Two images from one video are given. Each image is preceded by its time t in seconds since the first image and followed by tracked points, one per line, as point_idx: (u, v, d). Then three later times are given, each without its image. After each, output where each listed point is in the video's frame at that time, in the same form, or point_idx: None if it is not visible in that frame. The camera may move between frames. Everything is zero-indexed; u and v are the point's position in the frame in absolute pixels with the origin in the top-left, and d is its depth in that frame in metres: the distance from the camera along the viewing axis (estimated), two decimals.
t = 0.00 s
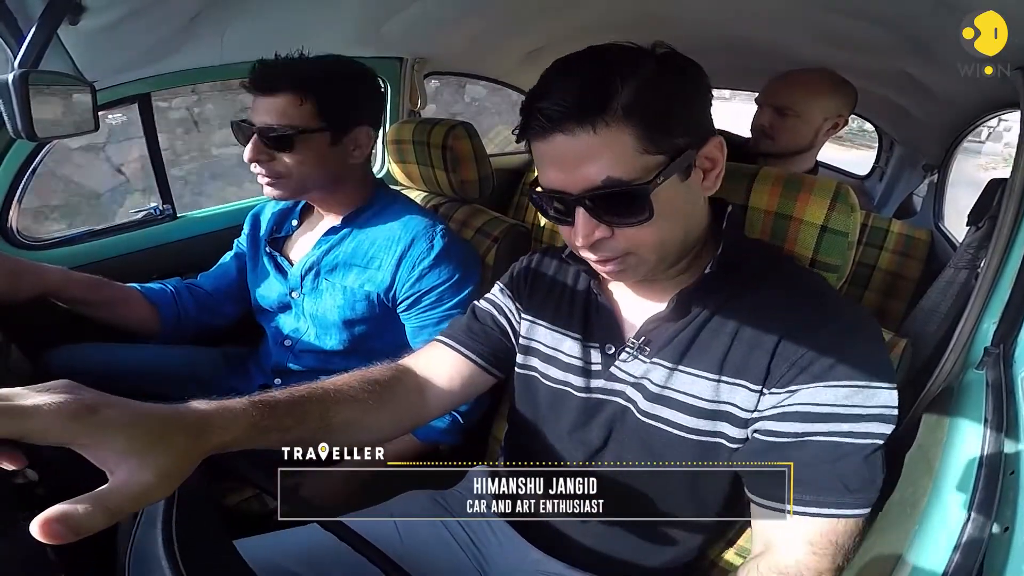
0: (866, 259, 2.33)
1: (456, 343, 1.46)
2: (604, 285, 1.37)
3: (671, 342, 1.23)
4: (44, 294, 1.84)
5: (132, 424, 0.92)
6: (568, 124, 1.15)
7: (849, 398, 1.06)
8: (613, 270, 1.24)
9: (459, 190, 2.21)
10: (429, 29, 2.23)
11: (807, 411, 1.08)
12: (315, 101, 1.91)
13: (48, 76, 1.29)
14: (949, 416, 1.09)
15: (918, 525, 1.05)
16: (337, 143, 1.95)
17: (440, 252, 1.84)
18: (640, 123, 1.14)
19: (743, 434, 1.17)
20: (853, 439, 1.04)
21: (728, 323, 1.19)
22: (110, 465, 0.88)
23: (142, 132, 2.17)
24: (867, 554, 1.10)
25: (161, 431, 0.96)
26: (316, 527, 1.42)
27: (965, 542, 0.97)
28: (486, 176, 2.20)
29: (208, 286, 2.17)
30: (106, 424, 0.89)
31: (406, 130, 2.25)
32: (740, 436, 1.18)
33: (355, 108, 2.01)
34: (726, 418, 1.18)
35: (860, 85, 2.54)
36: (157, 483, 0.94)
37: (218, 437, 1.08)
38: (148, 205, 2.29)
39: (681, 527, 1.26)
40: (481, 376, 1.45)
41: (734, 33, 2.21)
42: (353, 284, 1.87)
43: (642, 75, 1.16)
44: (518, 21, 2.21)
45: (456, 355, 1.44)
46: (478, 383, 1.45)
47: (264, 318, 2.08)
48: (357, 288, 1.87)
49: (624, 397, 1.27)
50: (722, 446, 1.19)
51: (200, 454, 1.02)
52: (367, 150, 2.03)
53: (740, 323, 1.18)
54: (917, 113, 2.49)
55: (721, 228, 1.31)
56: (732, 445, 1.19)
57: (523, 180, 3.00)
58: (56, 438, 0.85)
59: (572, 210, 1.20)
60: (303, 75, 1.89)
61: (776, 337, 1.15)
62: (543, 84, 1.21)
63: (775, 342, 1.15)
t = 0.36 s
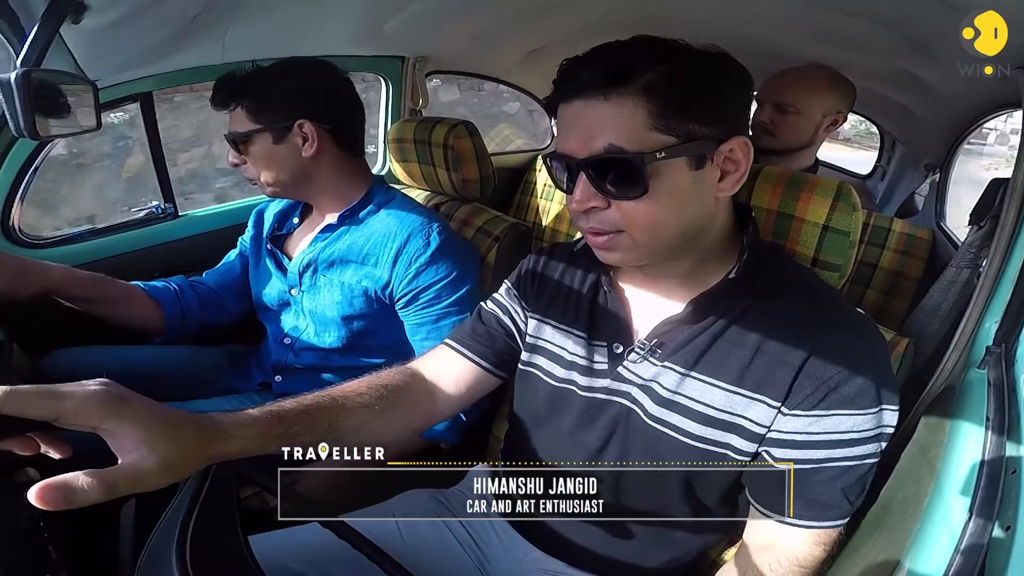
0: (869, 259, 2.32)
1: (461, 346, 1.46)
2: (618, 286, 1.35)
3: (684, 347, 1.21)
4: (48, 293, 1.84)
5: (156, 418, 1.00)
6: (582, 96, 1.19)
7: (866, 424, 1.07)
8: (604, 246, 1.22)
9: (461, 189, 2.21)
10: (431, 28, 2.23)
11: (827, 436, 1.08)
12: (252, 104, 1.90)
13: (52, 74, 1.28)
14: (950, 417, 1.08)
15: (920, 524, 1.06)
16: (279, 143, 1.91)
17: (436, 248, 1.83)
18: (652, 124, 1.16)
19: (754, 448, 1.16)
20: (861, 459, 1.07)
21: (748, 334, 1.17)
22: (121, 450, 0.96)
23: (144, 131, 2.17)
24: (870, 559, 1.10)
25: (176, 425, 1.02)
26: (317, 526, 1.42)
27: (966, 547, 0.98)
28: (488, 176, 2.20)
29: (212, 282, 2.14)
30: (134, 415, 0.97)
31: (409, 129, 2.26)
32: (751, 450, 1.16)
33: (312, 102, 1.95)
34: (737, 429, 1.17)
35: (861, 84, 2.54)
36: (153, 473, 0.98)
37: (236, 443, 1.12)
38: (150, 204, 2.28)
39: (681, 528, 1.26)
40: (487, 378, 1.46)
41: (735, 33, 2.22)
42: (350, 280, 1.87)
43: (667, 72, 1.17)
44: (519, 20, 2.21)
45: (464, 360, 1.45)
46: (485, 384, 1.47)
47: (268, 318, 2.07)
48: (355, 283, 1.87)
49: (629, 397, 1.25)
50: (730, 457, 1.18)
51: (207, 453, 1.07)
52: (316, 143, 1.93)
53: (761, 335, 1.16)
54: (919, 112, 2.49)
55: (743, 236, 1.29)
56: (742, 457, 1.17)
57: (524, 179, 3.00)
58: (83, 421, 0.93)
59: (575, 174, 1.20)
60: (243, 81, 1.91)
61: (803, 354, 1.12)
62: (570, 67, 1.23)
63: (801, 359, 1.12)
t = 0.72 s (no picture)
0: (870, 260, 2.34)
1: (466, 347, 1.47)
2: (626, 288, 1.34)
3: (690, 350, 1.21)
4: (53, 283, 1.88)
5: (168, 426, 1.04)
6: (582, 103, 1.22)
7: (871, 433, 1.07)
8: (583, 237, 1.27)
9: (462, 190, 2.20)
10: (434, 29, 2.23)
11: (833, 445, 1.09)
12: (256, 101, 1.89)
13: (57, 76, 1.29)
14: (952, 420, 1.08)
15: (923, 525, 1.05)
16: (286, 138, 1.90)
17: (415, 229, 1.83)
18: (656, 127, 1.17)
19: (757, 454, 1.16)
20: (866, 466, 1.08)
21: (755, 341, 1.17)
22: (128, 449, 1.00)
23: (146, 132, 2.17)
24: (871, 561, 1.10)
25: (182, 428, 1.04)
26: (321, 527, 1.43)
27: (969, 549, 0.97)
28: (489, 176, 2.20)
29: (216, 269, 2.16)
30: (144, 418, 1.01)
31: (411, 130, 2.27)
32: (755, 455, 1.16)
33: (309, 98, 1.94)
34: (741, 434, 1.17)
35: (863, 84, 2.54)
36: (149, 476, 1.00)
37: (239, 448, 1.14)
38: (153, 205, 2.29)
39: (683, 530, 1.26)
40: (492, 379, 1.47)
41: (736, 33, 2.22)
42: (330, 265, 1.88)
43: (676, 78, 1.18)
44: (521, 20, 2.21)
45: (468, 360, 1.45)
46: (489, 386, 1.47)
47: (270, 318, 2.08)
48: (337, 267, 1.87)
49: (632, 398, 1.25)
50: (733, 461, 1.18)
51: (213, 463, 1.10)
52: (323, 137, 1.94)
53: (771, 342, 1.16)
54: (921, 112, 2.49)
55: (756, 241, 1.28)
56: (745, 462, 1.18)
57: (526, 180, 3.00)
58: (98, 419, 0.98)
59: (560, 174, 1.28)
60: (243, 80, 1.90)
61: (814, 363, 1.11)
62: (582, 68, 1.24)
63: (812, 368, 1.11)
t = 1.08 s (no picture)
0: (872, 260, 2.36)
1: (464, 350, 1.47)
2: (621, 290, 1.35)
3: (686, 353, 1.20)
4: (55, 285, 1.86)
5: (177, 429, 1.05)
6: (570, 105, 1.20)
7: (869, 434, 1.07)
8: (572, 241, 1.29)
9: (463, 190, 2.20)
10: (435, 30, 2.23)
11: (832, 447, 1.09)
12: (295, 90, 1.95)
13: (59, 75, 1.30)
14: (953, 421, 1.08)
15: (924, 526, 1.05)
16: (316, 131, 1.97)
17: (355, 214, 1.85)
18: (659, 131, 1.16)
19: (755, 457, 1.16)
20: (866, 467, 1.08)
21: (754, 342, 1.16)
22: (136, 451, 1.01)
23: (148, 133, 2.17)
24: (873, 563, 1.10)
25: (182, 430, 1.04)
26: (322, 527, 1.43)
27: (970, 551, 0.96)
28: (490, 177, 2.20)
29: (216, 263, 2.13)
30: (155, 423, 1.02)
31: (411, 130, 2.27)
32: (753, 458, 1.17)
33: (334, 96, 2.00)
34: (739, 437, 1.17)
35: (864, 85, 2.54)
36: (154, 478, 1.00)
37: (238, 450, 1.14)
38: (155, 206, 2.29)
39: (684, 530, 1.26)
40: (492, 382, 1.47)
41: (738, 34, 2.22)
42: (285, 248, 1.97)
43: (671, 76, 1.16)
44: (523, 21, 2.21)
45: (467, 362, 1.46)
46: (488, 389, 1.47)
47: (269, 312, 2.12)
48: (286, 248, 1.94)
49: (631, 402, 1.25)
50: (731, 464, 1.19)
51: (216, 470, 1.11)
52: (346, 136, 2.01)
53: (768, 343, 1.15)
54: (922, 113, 2.49)
55: (753, 242, 1.26)
56: (742, 464, 1.18)
57: (527, 180, 3.00)
58: (111, 420, 0.99)
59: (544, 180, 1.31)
60: (286, 67, 1.95)
61: (814, 363, 1.11)
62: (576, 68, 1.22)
63: (811, 369, 1.11)
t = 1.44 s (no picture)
0: (875, 261, 2.37)
1: (467, 351, 1.47)
2: (627, 293, 1.35)
3: (693, 359, 1.20)
4: (56, 288, 1.89)
5: (174, 429, 1.05)
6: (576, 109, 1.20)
7: (876, 441, 1.07)
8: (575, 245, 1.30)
9: (464, 190, 2.20)
10: (437, 30, 2.23)
11: (839, 454, 1.09)
12: (297, 92, 1.96)
13: (62, 75, 1.30)
14: (956, 422, 1.08)
15: (926, 526, 1.05)
16: (317, 133, 1.97)
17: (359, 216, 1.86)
18: (662, 136, 1.15)
19: (759, 462, 1.17)
20: (873, 473, 1.08)
21: (763, 346, 1.16)
22: (132, 451, 1.00)
23: (149, 133, 2.18)
24: (874, 565, 1.09)
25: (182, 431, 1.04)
26: (323, 528, 1.43)
27: (971, 551, 0.95)
28: (491, 177, 2.20)
29: (213, 267, 2.16)
30: (154, 424, 1.02)
31: (412, 131, 2.27)
32: (757, 464, 1.17)
33: (335, 97, 2.01)
34: (744, 443, 1.17)
35: (865, 85, 2.54)
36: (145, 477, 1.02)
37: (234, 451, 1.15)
38: (156, 206, 2.29)
39: (685, 531, 1.26)
40: (496, 383, 1.47)
41: (739, 35, 2.22)
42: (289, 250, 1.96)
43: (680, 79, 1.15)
44: (524, 21, 2.21)
45: (468, 362, 1.46)
46: (492, 390, 1.47)
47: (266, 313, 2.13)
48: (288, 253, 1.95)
49: (636, 407, 1.26)
50: (735, 470, 1.19)
51: (216, 473, 1.11)
52: (345, 140, 2.01)
53: (777, 348, 1.15)
54: (924, 113, 2.49)
55: (761, 248, 1.26)
56: (746, 470, 1.18)
57: (528, 181, 3.00)
58: (110, 420, 0.99)
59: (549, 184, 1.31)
60: (289, 68, 1.95)
61: (824, 368, 1.11)
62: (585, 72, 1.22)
63: (821, 373, 1.11)
